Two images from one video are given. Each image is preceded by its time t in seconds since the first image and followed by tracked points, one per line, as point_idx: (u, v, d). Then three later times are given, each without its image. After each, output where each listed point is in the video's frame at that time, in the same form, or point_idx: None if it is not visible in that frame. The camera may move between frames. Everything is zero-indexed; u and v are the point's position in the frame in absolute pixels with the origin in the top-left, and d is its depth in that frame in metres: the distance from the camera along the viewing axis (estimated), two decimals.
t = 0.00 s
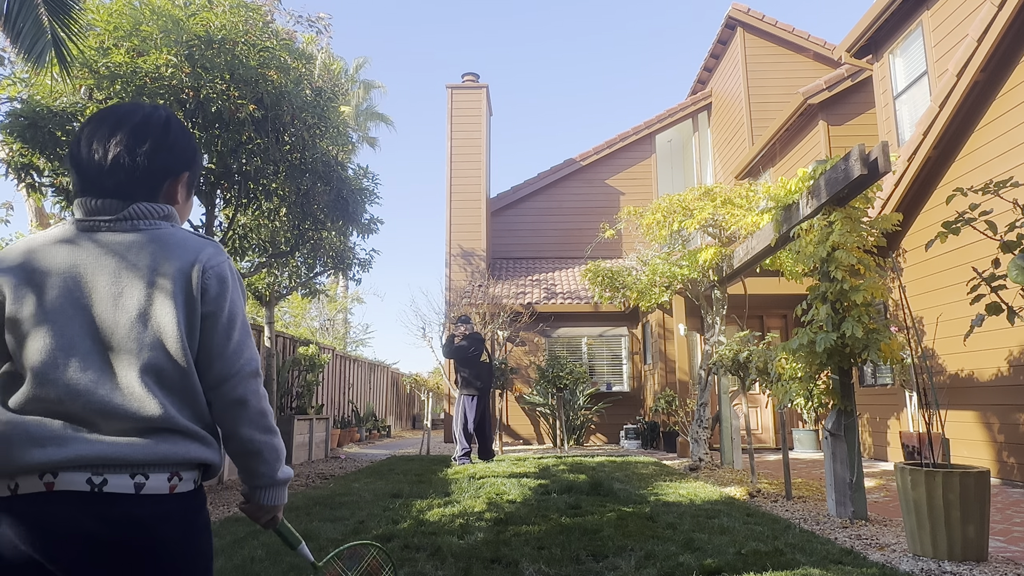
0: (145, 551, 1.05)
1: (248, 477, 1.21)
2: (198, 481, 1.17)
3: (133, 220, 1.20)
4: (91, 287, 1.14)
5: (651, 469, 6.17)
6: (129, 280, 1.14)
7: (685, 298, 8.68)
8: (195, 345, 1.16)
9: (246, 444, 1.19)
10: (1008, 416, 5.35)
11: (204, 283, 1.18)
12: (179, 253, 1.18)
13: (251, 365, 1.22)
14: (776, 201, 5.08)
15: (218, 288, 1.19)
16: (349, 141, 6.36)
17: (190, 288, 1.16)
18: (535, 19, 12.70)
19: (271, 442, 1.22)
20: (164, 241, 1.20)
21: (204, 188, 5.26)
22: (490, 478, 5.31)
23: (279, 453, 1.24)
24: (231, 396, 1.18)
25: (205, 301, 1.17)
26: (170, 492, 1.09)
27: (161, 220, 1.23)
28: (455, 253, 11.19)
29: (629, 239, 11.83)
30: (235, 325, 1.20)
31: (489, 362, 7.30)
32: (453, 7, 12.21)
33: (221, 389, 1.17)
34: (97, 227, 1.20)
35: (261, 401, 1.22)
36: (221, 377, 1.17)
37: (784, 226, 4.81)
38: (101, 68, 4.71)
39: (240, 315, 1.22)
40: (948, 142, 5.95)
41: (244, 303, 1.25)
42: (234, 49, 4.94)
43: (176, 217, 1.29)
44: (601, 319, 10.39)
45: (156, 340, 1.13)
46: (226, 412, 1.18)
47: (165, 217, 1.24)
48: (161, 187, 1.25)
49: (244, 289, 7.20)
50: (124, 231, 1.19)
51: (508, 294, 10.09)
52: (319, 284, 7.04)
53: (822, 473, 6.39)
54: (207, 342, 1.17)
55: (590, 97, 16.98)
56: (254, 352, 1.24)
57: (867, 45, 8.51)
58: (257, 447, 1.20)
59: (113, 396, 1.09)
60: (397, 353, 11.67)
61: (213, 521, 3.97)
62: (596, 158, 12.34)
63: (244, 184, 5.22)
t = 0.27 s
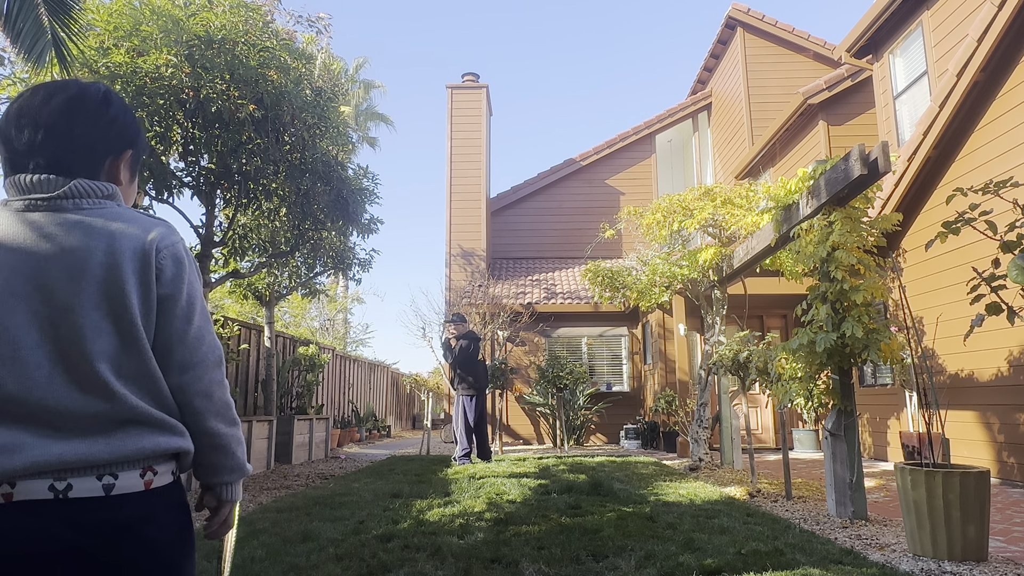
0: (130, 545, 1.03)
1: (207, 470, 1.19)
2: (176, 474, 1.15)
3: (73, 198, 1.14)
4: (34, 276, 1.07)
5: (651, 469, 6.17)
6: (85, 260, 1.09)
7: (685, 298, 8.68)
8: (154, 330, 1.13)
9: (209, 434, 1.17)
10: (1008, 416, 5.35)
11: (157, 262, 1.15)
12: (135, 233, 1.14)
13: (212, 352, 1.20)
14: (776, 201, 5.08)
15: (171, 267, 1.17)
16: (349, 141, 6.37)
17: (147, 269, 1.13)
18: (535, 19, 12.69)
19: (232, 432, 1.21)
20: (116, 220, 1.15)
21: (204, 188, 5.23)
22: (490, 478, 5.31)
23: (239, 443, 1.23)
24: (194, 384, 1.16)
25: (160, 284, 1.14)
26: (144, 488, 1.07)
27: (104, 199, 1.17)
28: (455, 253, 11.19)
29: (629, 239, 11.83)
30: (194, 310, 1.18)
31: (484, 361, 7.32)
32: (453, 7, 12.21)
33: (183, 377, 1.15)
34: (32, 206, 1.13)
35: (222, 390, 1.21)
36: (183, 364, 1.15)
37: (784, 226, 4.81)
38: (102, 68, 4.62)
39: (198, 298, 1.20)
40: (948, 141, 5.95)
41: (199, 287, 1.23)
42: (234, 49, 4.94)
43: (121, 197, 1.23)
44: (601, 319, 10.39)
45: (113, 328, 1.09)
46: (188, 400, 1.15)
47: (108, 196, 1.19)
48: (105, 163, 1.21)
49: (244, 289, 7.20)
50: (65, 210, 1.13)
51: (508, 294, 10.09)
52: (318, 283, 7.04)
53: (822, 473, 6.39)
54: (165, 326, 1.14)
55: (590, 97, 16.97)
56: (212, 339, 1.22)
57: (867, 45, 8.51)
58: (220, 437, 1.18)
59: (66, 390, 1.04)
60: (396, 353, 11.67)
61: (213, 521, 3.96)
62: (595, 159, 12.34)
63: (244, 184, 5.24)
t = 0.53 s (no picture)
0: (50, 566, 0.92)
1: (187, 477, 1.08)
2: (127, 492, 1.03)
3: (22, 187, 1.06)
4: None
5: (651, 469, 6.17)
6: (32, 254, 1.01)
7: (685, 298, 8.68)
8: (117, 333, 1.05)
9: (191, 438, 1.07)
10: (1008, 416, 5.35)
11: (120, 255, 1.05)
12: (91, 227, 1.05)
13: (191, 351, 1.11)
14: (776, 201, 5.08)
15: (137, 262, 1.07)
16: (349, 141, 6.38)
17: (105, 264, 1.04)
18: (535, 19, 12.68)
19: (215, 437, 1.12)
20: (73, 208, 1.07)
21: (204, 188, 5.22)
22: (490, 478, 5.31)
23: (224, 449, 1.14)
24: (174, 384, 1.07)
25: (121, 280, 1.05)
26: (71, 503, 0.96)
27: (63, 184, 1.09)
28: (455, 253, 11.18)
29: (629, 239, 11.83)
30: (170, 306, 1.09)
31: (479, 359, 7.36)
32: (453, 7, 12.22)
33: (160, 377, 1.06)
34: None
35: (204, 392, 1.12)
36: (160, 364, 1.06)
37: (784, 226, 4.81)
38: (102, 68, 4.60)
39: (170, 297, 1.10)
40: (949, 141, 5.95)
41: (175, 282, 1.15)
42: (234, 49, 4.93)
43: (87, 180, 1.15)
44: (601, 319, 10.39)
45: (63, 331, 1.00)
46: (166, 401, 1.06)
47: (68, 180, 1.11)
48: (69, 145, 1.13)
49: (244, 289, 7.21)
50: (14, 201, 1.05)
51: (508, 295, 10.09)
52: (319, 283, 7.05)
53: (822, 473, 6.38)
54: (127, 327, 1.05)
55: (590, 97, 16.97)
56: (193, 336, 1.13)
57: (867, 45, 8.51)
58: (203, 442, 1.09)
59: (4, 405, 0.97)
60: (397, 353, 11.67)
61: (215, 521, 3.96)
62: (596, 158, 12.34)
63: (244, 184, 5.23)
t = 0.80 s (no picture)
0: None
1: (113, 530, 0.82)
2: (25, 542, 0.81)
3: None
4: None
5: (651, 469, 6.17)
6: None
7: (685, 298, 8.68)
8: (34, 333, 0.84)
9: (116, 476, 0.82)
10: (1008, 416, 5.35)
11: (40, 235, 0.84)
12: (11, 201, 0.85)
13: (130, 356, 0.85)
14: (776, 201, 5.08)
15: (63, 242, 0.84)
16: (349, 141, 6.38)
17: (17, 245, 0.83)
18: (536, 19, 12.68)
19: (152, 475, 0.85)
20: (2, 186, 0.87)
21: (204, 188, 5.22)
22: (490, 479, 5.31)
23: (167, 493, 0.86)
24: (97, 402, 0.82)
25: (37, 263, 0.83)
26: None
27: (25, 159, 0.91)
28: (455, 253, 11.17)
29: (629, 239, 11.83)
30: (101, 296, 0.84)
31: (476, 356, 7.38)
32: (453, 7, 12.22)
33: (81, 391, 0.82)
34: None
35: (141, 412, 0.85)
36: (80, 373, 0.82)
37: (784, 226, 4.81)
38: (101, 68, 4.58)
39: (106, 285, 0.85)
40: (949, 141, 5.95)
41: (125, 266, 0.90)
42: (234, 49, 4.93)
43: (69, 157, 0.97)
44: (601, 319, 10.39)
45: None
46: (84, 425, 0.82)
47: (37, 154, 0.93)
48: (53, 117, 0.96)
49: (244, 289, 7.21)
50: None
51: (508, 294, 10.09)
52: (319, 283, 7.06)
53: (822, 473, 6.38)
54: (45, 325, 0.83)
55: (590, 97, 16.97)
56: (136, 338, 0.87)
57: (867, 45, 8.51)
58: (130, 483, 0.83)
59: None
60: (397, 353, 11.67)
61: (215, 521, 3.96)
62: (596, 158, 12.34)
63: (244, 184, 5.23)
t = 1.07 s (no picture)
0: None
1: None
2: None
3: None
4: None
5: (651, 469, 6.17)
6: None
7: (685, 298, 8.68)
8: None
9: None
10: (1008, 416, 5.35)
11: None
12: None
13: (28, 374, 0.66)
14: (776, 201, 5.08)
15: None
16: (349, 141, 6.38)
17: None
18: (536, 19, 12.68)
19: (28, 529, 0.65)
20: None
21: (204, 188, 5.21)
22: (490, 478, 5.30)
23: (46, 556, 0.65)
24: None
25: None
26: None
27: None
28: (455, 253, 11.17)
29: (629, 239, 11.82)
30: None
31: (473, 355, 7.36)
32: (453, 7, 12.22)
33: None
34: None
35: (30, 444, 0.66)
36: None
37: (784, 226, 4.81)
38: (101, 68, 4.62)
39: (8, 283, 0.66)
40: (948, 141, 5.96)
41: (47, 255, 0.71)
42: (234, 49, 4.93)
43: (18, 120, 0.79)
44: (601, 319, 10.39)
45: None
46: None
47: None
48: None
49: (244, 289, 7.21)
50: None
51: (508, 295, 10.09)
52: (319, 283, 7.06)
53: (822, 473, 6.38)
54: None
55: (591, 98, 16.97)
56: (43, 353, 0.67)
57: (867, 45, 8.51)
58: None
59: None
60: (397, 353, 11.67)
61: (214, 522, 3.95)
62: (596, 158, 12.34)
63: (244, 184, 5.23)
